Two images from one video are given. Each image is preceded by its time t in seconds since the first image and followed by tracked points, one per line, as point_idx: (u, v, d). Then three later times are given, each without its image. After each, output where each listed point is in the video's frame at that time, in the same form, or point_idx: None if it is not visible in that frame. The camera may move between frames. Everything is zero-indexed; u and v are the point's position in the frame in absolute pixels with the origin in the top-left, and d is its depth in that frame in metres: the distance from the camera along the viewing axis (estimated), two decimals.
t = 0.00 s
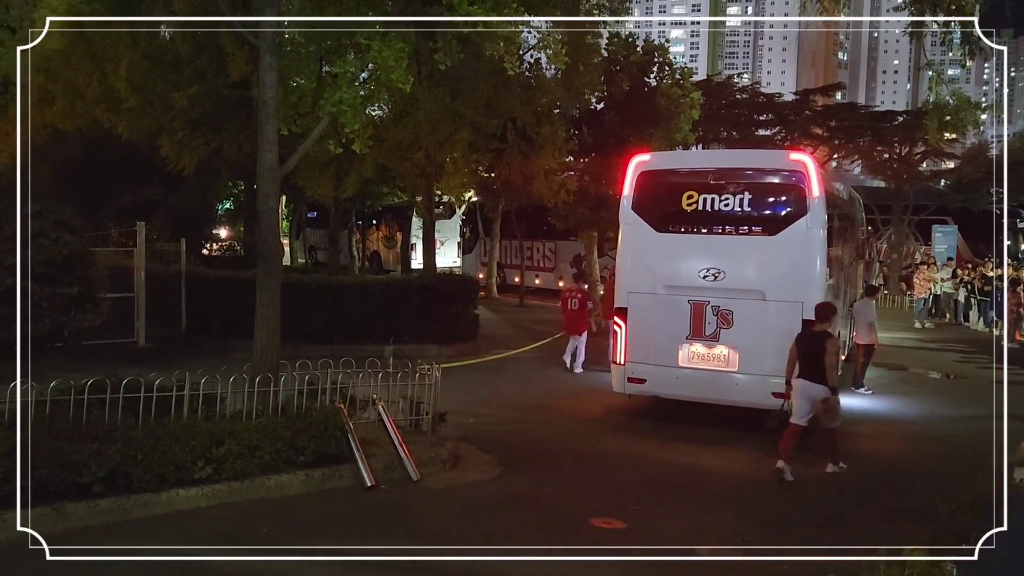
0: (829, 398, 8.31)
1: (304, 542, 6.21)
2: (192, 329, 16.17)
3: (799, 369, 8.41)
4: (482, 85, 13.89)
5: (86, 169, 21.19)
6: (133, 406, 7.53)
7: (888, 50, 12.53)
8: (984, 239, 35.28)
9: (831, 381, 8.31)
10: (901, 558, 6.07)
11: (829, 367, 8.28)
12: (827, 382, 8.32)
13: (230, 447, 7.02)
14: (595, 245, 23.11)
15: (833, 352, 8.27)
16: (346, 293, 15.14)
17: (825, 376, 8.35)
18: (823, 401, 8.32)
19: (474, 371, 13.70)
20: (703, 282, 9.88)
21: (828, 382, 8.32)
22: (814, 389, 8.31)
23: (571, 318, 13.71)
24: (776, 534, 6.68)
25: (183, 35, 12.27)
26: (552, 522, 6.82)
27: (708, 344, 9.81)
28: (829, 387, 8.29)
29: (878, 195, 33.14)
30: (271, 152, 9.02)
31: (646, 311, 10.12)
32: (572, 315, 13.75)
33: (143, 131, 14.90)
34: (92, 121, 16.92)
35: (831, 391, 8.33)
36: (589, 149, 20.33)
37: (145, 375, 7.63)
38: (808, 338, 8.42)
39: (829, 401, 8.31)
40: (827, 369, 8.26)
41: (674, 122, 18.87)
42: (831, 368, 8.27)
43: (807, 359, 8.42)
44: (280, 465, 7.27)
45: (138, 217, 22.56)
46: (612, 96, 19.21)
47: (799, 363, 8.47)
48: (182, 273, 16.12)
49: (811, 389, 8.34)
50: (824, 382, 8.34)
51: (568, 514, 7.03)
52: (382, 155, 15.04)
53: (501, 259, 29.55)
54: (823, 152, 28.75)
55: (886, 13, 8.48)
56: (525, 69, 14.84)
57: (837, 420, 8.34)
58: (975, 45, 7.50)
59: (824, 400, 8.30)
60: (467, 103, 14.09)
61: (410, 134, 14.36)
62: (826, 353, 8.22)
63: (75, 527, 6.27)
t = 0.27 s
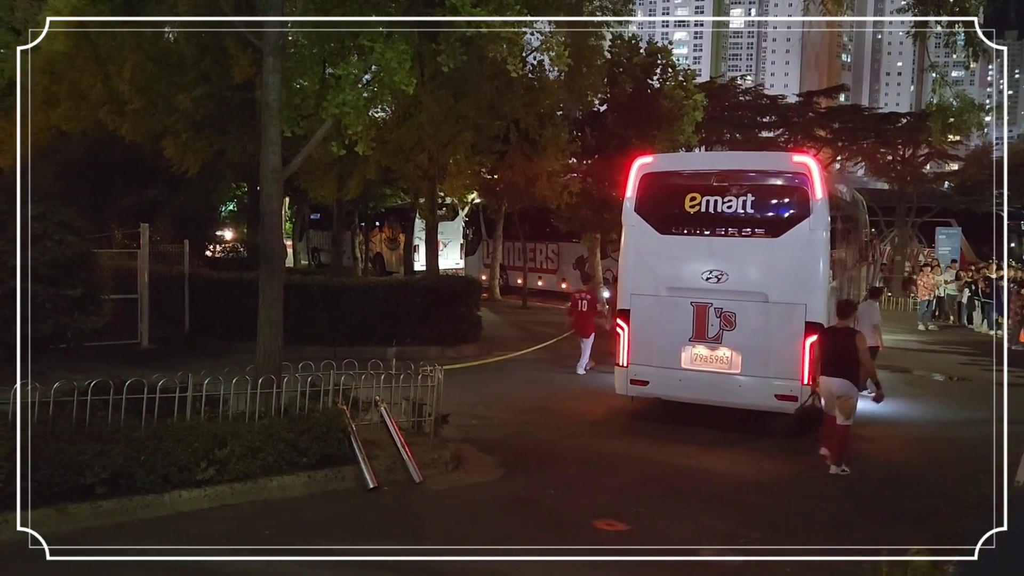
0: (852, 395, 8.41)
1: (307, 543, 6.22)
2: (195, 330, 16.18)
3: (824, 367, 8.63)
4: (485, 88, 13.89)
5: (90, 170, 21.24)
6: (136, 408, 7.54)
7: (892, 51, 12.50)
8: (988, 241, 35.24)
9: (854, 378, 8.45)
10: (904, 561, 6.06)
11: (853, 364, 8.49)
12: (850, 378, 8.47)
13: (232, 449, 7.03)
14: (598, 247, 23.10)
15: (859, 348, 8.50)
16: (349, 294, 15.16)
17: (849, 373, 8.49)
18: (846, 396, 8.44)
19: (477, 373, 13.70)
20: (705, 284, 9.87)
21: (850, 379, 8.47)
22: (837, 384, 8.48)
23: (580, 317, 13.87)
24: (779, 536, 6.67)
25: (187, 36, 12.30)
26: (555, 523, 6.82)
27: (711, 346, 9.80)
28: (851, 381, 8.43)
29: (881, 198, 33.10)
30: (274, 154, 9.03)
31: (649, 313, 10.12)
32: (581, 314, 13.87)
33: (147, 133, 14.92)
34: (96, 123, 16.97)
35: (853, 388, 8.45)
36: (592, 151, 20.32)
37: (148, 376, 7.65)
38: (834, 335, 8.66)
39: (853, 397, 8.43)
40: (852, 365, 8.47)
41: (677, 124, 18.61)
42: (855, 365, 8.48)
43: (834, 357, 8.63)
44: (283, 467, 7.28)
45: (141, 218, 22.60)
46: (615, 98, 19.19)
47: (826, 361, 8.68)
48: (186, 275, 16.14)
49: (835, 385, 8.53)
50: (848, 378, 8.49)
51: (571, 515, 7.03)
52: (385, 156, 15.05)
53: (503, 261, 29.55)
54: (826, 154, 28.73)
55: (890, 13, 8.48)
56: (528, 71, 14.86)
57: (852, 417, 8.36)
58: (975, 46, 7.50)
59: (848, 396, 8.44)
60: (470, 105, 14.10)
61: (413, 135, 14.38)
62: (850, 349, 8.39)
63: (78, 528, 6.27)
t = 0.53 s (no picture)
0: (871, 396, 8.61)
1: (309, 544, 6.22)
2: (200, 331, 16.20)
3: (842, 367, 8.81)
4: (489, 88, 13.88)
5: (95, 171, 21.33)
6: (142, 408, 7.56)
7: (898, 52, 12.45)
8: (994, 242, 35.13)
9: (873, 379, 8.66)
10: (910, 563, 6.04)
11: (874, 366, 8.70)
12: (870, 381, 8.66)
13: (237, 449, 7.04)
14: (603, 247, 23.07)
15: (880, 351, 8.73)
16: (354, 295, 15.17)
17: (868, 375, 8.68)
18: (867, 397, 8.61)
19: (481, 374, 13.70)
20: (710, 285, 9.85)
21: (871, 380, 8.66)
22: (854, 385, 8.64)
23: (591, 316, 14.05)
24: (783, 538, 6.65)
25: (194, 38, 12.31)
26: (559, 524, 6.81)
27: (715, 348, 9.78)
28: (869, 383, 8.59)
29: (886, 199, 33.03)
30: (279, 154, 9.02)
31: (654, 314, 10.10)
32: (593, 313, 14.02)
33: (153, 133, 14.94)
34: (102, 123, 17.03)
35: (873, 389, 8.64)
36: (596, 151, 20.30)
37: (153, 377, 7.65)
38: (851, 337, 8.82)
39: (871, 399, 8.62)
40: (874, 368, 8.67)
41: (681, 125, 18.58)
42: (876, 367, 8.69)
43: (851, 357, 8.78)
44: (288, 467, 7.29)
45: (147, 219, 22.70)
46: (620, 99, 19.15)
47: (843, 361, 8.82)
48: (191, 275, 16.17)
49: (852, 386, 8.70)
50: (866, 379, 8.66)
51: (576, 516, 7.04)
52: (389, 157, 15.07)
53: (508, 262, 29.55)
54: (832, 155, 28.70)
55: (896, 13, 8.47)
56: (532, 72, 14.86)
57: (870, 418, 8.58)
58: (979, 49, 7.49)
59: (867, 397, 8.61)
60: (474, 106, 14.10)
61: (418, 137, 14.39)
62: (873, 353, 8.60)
63: (84, 528, 6.29)
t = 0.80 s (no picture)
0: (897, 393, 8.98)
1: (315, 545, 6.21)
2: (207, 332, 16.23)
3: (865, 363, 9.10)
4: (497, 90, 13.88)
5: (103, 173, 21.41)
6: (149, 409, 7.57)
7: (907, 52, 12.36)
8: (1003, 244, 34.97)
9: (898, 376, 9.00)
10: (921, 567, 5.99)
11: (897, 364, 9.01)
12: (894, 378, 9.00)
13: (244, 451, 7.03)
14: (610, 249, 23.04)
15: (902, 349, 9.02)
16: (361, 296, 15.17)
17: (892, 373, 9.02)
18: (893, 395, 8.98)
19: (488, 375, 13.67)
20: (718, 287, 9.80)
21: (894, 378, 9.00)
22: (883, 381, 8.96)
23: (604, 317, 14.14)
24: (792, 541, 6.61)
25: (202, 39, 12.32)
26: (567, 527, 6.78)
27: (724, 349, 9.74)
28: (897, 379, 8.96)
29: (894, 200, 32.91)
30: (286, 155, 9.01)
31: (661, 316, 10.06)
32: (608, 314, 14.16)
33: (161, 133, 14.97)
34: (110, 125, 17.08)
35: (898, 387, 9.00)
36: (603, 152, 20.25)
37: (160, 378, 7.65)
38: (876, 334, 9.12)
39: (897, 395, 8.99)
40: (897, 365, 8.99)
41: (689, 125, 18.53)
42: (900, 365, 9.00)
43: (875, 356, 9.10)
44: (295, 469, 7.27)
45: (155, 220, 22.77)
46: (627, 100, 19.11)
47: (865, 360, 9.14)
48: (198, 276, 16.20)
49: (880, 381, 9.01)
50: (891, 377, 9.01)
51: (584, 518, 7.01)
52: (396, 159, 15.06)
53: (515, 263, 29.54)
54: (840, 155, 28.61)
55: (906, 13, 8.40)
56: (539, 73, 14.85)
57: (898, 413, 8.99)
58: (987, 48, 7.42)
59: (894, 394, 8.98)
60: (482, 107, 14.08)
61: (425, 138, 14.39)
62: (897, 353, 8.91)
63: (91, 529, 6.29)
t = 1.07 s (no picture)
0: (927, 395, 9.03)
1: (326, 546, 6.22)
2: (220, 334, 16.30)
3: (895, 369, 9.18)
4: (508, 92, 13.89)
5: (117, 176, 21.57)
6: (162, 410, 7.61)
7: (920, 52, 12.26)
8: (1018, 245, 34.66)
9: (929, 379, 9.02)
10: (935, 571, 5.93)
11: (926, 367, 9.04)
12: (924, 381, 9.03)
13: (256, 452, 7.05)
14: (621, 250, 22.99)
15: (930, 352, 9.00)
16: (372, 298, 15.19)
17: (922, 376, 9.04)
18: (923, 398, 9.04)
19: (499, 377, 13.67)
20: (730, 288, 9.77)
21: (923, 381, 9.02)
22: (911, 386, 9.03)
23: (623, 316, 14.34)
24: (804, 544, 6.56)
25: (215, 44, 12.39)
26: (578, 529, 6.76)
27: (736, 352, 9.70)
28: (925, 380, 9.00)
29: (908, 201, 32.69)
30: (298, 157, 9.04)
31: (673, 317, 10.03)
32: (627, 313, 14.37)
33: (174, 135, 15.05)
34: (123, 128, 17.20)
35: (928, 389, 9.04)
36: (614, 154, 20.20)
37: (173, 380, 7.69)
38: (904, 339, 9.16)
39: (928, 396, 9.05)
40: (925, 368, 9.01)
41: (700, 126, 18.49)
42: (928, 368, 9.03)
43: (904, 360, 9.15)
44: (307, 470, 7.29)
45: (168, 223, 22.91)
46: (639, 101, 19.10)
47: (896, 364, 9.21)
48: (211, 278, 16.28)
49: (909, 386, 9.07)
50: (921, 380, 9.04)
51: (595, 520, 6.99)
52: (407, 161, 15.09)
53: (525, 264, 29.54)
54: (853, 156, 28.46)
55: (918, 13, 8.30)
56: (550, 74, 14.85)
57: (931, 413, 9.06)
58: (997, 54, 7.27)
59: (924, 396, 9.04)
60: (492, 109, 14.10)
61: (436, 140, 14.42)
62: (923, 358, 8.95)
63: (104, 530, 6.33)
